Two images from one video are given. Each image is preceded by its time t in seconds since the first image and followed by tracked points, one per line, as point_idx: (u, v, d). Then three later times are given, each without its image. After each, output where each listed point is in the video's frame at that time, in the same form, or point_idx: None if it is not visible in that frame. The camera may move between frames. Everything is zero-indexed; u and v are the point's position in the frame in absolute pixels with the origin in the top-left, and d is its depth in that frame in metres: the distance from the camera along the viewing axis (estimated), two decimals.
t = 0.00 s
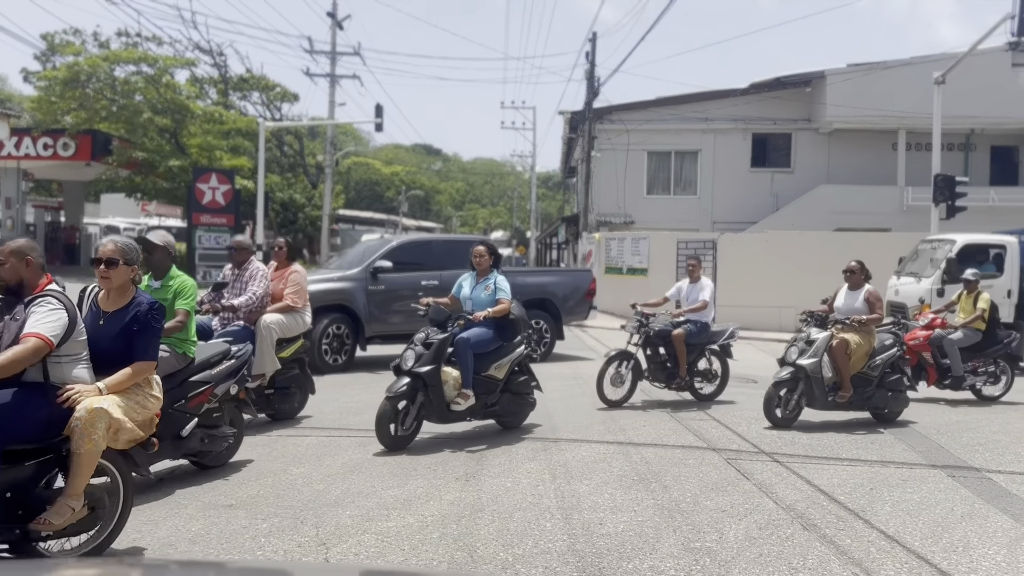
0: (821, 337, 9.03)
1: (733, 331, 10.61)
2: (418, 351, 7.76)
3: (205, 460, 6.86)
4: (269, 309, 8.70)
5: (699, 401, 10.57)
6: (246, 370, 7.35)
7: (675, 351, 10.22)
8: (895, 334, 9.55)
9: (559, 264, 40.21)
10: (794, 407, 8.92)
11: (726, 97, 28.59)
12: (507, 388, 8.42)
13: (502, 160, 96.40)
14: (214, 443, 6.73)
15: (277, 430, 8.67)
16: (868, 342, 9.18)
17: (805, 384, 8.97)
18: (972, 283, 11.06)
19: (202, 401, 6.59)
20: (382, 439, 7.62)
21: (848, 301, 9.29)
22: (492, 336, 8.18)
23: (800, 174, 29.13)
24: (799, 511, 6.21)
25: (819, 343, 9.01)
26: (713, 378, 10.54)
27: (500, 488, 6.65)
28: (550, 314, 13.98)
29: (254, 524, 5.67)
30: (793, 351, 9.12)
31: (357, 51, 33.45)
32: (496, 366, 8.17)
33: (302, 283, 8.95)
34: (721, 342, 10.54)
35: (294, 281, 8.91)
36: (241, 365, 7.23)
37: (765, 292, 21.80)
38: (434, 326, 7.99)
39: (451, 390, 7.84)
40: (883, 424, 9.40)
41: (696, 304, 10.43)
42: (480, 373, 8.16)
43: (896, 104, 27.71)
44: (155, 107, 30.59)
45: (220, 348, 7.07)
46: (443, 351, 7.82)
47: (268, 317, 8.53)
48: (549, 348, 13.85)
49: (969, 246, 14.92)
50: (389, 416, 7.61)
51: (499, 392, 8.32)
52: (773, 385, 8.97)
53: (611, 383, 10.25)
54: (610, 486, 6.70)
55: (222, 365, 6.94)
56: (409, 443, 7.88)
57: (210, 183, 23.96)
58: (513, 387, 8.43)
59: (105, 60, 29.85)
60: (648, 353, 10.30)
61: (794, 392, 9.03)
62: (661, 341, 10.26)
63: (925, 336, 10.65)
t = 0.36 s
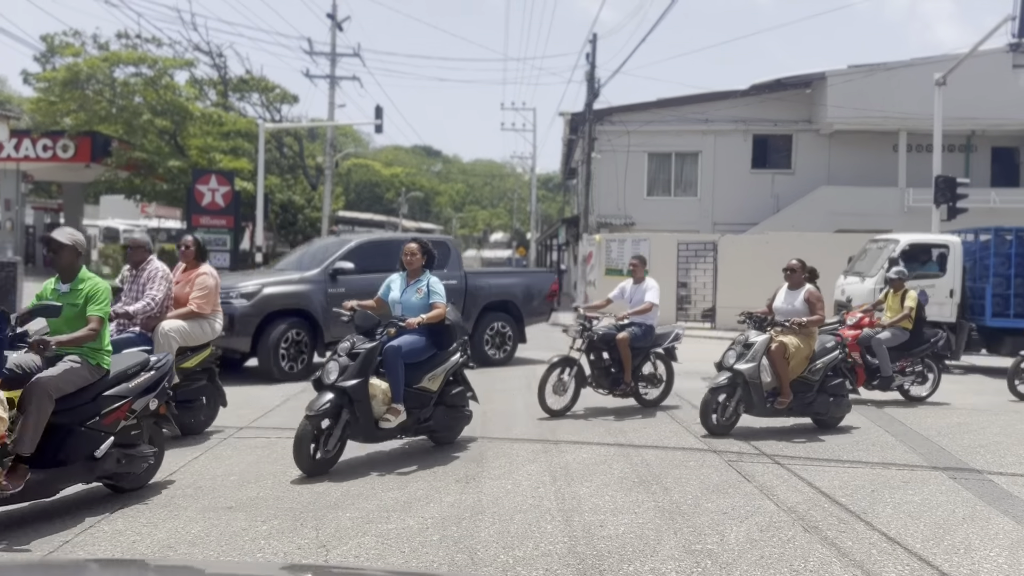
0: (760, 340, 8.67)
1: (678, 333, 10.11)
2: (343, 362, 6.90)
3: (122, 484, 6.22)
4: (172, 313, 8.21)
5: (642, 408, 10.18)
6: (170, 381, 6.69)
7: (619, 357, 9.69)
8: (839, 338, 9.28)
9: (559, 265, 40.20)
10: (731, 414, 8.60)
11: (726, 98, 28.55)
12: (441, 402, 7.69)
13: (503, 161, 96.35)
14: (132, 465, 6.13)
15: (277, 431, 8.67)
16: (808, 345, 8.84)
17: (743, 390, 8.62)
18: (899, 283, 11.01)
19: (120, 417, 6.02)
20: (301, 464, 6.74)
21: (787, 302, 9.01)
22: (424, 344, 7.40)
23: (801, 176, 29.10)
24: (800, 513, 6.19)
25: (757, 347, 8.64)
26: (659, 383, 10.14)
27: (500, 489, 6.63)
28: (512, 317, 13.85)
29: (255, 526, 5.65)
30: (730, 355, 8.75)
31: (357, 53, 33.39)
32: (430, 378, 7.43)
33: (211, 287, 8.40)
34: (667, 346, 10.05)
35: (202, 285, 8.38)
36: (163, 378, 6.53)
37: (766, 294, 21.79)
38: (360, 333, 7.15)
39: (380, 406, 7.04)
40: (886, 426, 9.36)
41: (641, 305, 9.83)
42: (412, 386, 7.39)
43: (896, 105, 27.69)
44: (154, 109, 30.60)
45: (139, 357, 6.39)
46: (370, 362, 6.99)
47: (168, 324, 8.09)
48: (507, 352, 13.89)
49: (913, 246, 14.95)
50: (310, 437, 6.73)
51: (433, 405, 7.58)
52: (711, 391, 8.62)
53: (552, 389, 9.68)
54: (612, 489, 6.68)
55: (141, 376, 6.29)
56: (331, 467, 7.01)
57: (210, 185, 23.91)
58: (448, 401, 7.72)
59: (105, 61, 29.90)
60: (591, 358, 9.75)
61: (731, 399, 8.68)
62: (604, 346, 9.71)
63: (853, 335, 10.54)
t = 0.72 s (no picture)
0: (693, 346, 8.08)
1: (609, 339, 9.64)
2: (247, 381, 5.91)
3: (32, 513, 5.61)
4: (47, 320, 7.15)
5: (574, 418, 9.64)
6: (84, 398, 6.07)
7: (549, 362, 9.09)
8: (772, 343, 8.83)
9: (559, 268, 40.20)
10: (663, 425, 8.05)
11: (727, 101, 28.54)
12: (361, 421, 6.80)
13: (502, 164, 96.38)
14: (45, 491, 5.54)
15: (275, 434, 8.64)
16: (744, 350, 8.33)
17: (676, 400, 8.06)
18: (825, 283, 10.79)
19: (29, 438, 5.45)
20: (200, 503, 5.69)
21: (723, 305, 8.43)
22: (342, 356, 6.49)
23: (801, 178, 29.09)
24: (800, 517, 6.17)
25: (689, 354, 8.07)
26: (591, 393, 9.62)
27: (500, 493, 6.61)
28: (469, 320, 13.45)
29: (254, 530, 5.63)
30: (663, 361, 8.17)
31: (357, 55, 33.39)
32: (348, 396, 6.54)
33: (96, 293, 7.33)
34: (598, 352, 9.52)
35: (86, 290, 7.30)
36: (76, 395, 5.91)
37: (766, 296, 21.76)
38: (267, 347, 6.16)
39: (291, 431, 6.13)
40: (886, 429, 9.35)
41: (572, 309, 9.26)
42: (328, 406, 6.49)
43: (896, 107, 27.69)
44: (154, 111, 30.60)
45: (50, 371, 5.79)
46: (280, 379, 6.04)
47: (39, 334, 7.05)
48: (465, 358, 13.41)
49: (858, 246, 14.83)
50: (210, 471, 5.71)
51: (353, 427, 6.70)
52: (642, 401, 8.02)
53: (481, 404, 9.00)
54: (612, 493, 6.67)
55: (54, 393, 5.69)
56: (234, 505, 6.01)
57: (209, 188, 23.96)
58: (370, 420, 6.84)
59: (104, 64, 29.92)
60: (520, 366, 9.11)
61: (664, 408, 8.10)
62: (534, 353, 9.10)
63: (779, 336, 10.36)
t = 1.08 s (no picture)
0: (615, 356, 7.39)
1: (527, 346, 8.86)
2: (140, 407, 4.89)
3: None
4: None
5: (488, 433, 8.86)
6: None
7: (459, 375, 8.29)
8: (697, 348, 8.20)
9: (558, 272, 40.27)
10: (584, 443, 7.36)
11: (725, 105, 28.57)
12: (278, 449, 5.88)
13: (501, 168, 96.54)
14: None
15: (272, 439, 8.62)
16: (668, 359, 7.69)
17: (598, 415, 7.31)
18: (755, 283, 10.70)
19: None
20: (83, 556, 4.63)
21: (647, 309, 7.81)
22: (252, 375, 5.55)
23: (799, 182, 29.13)
24: (800, 521, 6.17)
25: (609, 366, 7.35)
26: (509, 406, 8.86)
27: (499, 497, 6.60)
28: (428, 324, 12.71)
29: (253, 535, 5.62)
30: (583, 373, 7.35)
31: (356, 60, 33.43)
32: (263, 420, 5.63)
33: None
34: (516, 361, 8.77)
35: None
36: None
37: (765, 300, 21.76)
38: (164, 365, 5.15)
39: (194, 464, 5.16)
40: (886, 433, 9.34)
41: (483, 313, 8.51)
42: (236, 432, 5.56)
43: (894, 111, 27.76)
44: (153, 116, 30.63)
45: None
46: (180, 403, 5.05)
47: None
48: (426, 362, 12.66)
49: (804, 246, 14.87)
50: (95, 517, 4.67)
51: (268, 454, 5.78)
52: (562, 417, 7.20)
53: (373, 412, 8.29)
54: (612, 497, 6.67)
55: None
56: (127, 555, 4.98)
57: (209, 192, 23.98)
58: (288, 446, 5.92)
59: (104, 68, 29.97)
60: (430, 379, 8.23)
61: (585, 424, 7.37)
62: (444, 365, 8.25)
63: (709, 340, 10.22)
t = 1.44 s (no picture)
0: (531, 370, 6.79)
1: (428, 357, 8.45)
2: (21, 439, 4.27)
3: None
4: None
5: (383, 453, 8.25)
6: None
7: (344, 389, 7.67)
8: (618, 356, 7.74)
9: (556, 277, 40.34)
10: (498, 468, 6.73)
11: (722, 110, 28.63)
12: (194, 480, 5.26)
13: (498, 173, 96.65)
14: None
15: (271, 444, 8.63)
16: (587, 370, 7.15)
17: (513, 437, 6.70)
18: (685, 284, 10.73)
19: None
20: None
21: (563, 315, 7.30)
22: (158, 397, 4.93)
23: (796, 186, 29.22)
24: (797, 524, 6.21)
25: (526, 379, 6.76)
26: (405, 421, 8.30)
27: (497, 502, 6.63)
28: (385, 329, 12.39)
29: (252, 541, 5.65)
30: (495, 391, 6.70)
31: (354, 66, 33.48)
32: (172, 447, 5.01)
33: None
34: (414, 373, 8.27)
35: None
36: None
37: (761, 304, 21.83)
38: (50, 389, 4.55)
39: (91, 502, 4.53)
40: (882, 436, 9.38)
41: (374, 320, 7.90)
42: (141, 463, 4.94)
43: (890, 116, 27.85)
44: (151, 121, 30.67)
45: None
46: (71, 432, 4.44)
47: None
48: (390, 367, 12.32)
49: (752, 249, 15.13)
50: None
51: (180, 488, 5.16)
52: (472, 442, 6.55)
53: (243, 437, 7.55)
54: (610, 501, 6.71)
55: None
56: None
57: (207, 198, 24.02)
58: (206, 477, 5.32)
59: (102, 74, 30.02)
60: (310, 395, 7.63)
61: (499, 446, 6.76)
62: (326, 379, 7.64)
63: (639, 344, 10.17)
